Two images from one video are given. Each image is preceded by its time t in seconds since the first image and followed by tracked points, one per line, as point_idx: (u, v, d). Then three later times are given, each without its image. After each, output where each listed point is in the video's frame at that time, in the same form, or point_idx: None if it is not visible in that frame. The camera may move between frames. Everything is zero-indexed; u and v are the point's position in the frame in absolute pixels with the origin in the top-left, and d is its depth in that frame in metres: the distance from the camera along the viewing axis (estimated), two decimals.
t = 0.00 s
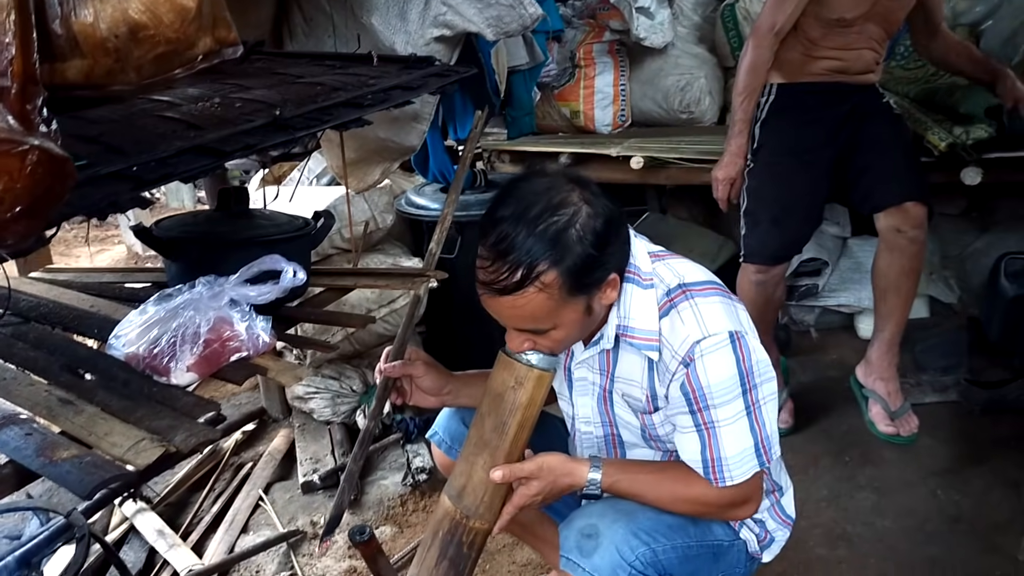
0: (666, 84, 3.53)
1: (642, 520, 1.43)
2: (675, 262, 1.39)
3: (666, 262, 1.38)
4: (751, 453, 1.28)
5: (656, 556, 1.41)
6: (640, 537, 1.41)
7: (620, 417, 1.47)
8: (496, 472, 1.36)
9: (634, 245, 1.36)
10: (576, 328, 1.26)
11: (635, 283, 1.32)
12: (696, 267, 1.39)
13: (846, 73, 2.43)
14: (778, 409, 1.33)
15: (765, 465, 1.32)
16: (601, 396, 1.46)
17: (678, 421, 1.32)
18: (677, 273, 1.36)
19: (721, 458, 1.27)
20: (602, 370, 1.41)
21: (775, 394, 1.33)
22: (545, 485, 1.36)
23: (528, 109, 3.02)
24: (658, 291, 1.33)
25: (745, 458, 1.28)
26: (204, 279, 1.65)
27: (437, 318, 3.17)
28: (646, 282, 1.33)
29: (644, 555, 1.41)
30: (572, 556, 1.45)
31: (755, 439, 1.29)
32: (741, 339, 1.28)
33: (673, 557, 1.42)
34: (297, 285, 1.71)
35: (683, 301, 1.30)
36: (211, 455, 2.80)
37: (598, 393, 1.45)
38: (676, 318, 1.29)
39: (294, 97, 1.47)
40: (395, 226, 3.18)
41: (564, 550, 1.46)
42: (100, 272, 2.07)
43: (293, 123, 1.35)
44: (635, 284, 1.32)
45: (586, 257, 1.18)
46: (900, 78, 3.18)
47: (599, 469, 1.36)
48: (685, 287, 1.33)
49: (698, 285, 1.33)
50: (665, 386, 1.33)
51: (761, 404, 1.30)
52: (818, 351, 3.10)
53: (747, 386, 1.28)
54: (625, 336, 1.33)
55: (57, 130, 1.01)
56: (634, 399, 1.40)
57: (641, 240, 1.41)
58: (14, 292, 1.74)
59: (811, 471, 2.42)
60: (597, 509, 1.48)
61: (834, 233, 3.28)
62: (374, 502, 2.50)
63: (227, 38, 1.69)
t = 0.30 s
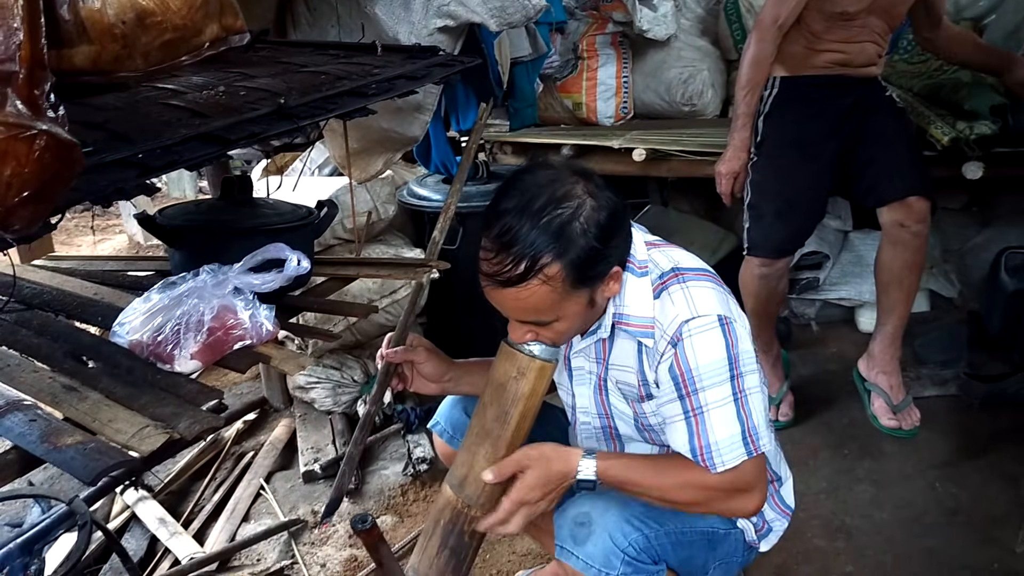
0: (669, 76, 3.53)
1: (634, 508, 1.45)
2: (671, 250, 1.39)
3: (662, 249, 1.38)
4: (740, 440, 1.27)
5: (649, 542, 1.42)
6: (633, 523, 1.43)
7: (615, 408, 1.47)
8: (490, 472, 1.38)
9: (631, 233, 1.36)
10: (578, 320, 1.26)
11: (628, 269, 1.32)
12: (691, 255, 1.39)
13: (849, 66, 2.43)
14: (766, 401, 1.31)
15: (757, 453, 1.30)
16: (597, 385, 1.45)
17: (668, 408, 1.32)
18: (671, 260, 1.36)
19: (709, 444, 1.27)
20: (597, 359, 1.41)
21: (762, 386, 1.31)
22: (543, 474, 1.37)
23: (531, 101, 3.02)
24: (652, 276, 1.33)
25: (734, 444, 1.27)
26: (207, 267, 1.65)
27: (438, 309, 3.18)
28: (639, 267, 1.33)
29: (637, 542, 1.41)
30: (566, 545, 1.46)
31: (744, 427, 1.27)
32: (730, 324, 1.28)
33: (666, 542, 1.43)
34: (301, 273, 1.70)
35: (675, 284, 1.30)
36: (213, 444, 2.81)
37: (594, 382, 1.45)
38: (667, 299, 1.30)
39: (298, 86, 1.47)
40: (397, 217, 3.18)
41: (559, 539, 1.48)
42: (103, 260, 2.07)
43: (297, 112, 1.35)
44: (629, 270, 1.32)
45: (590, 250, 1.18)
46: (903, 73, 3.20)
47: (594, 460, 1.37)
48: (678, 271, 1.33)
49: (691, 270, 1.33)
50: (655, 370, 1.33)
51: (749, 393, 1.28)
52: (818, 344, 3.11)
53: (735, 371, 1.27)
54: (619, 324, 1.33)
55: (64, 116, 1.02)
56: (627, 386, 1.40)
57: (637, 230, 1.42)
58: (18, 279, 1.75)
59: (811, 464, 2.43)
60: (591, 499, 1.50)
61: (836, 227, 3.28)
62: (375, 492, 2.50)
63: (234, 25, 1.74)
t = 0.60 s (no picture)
0: (673, 71, 3.52)
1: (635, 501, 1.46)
2: (678, 247, 1.37)
3: (666, 246, 1.35)
4: (677, 430, 1.24)
5: (651, 534, 1.43)
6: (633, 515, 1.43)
7: (610, 402, 1.46)
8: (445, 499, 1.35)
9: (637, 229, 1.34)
10: (586, 315, 1.26)
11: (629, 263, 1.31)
12: (696, 253, 1.37)
13: (853, 61, 2.42)
14: (722, 406, 1.28)
15: (686, 450, 1.26)
16: (595, 378, 1.45)
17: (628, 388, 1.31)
18: (675, 257, 1.33)
19: (643, 425, 1.25)
20: (596, 352, 1.41)
21: (724, 392, 1.28)
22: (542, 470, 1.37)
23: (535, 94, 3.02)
24: (653, 270, 1.31)
25: (669, 432, 1.24)
26: (212, 258, 1.66)
27: (441, 302, 3.19)
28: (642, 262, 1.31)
29: (638, 534, 1.42)
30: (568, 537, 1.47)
31: (688, 421, 1.25)
32: (717, 325, 1.26)
33: (668, 535, 1.43)
34: (305, 264, 1.71)
35: (674, 280, 1.29)
36: (215, 436, 2.81)
37: (592, 375, 1.45)
38: (663, 292, 1.29)
39: (303, 77, 1.48)
40: (400, 210, 3.18)
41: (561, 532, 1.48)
42: (107, 251, 2.08)
43: (302, 103, 1.36)
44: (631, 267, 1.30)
45: (597, 247, 1.18)
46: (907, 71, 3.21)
47: (482, 507, 1.34)
48: (680, 268, 1.31)
49: (694, 269, 1.32)
50: (633, 355, 1.32)
51: (708, 391, 1.27)
52: (820, 340, 3.11)
53: (703, 367, 1.25)
54: (617, 318, 1.31)
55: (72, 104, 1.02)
56: (620, 378, 1.39)
57: (644, 227, 1.40)
58: (23, 269, 1.75)
59: (812, 459, 2.43)
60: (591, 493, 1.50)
61: (839, 223, 3.28)
62: (377, 484, 2.51)
63: (241, 16, 1.79)
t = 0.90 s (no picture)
0: (681, 68, 3.51)
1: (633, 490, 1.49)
2: (687, 244, 1.37)
3: (675, 243, 1.36)
4: (684, 427, 1.24)
5: (647, 522, 1.46)
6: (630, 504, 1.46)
7: (617, 396, 1.46)
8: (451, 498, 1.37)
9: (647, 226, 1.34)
10: (596, 313, 1.26)
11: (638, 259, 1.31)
12: (705, 250, 1.37)
13: (861, 58, 2.41)
14: (730, 403, 1.29)
15: (692, 447, 1.27)
16: (601, 372, 1.45)
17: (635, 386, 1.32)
18: (684, 254, 1.33)
19: (650, 421, 1.25)
20: (603, 346, 1.41)
21: (733, 387, 1.29)
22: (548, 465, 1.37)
23: (542, 90, 3.02)
24: (662, 267, 1.31)
25: (675, 429, 1.24)
26: (221, 253, 1.67)
27: (448, 298, 3.19)
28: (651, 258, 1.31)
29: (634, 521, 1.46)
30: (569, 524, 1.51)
31: (694, 419, 1.25)
32: (726, 323, 1.26)
33: (665, 523, 1.46)
34: (314, 259, 1.72)
35: (683, 277, 1.29)
36: (223, 430, 2.83)
37: (598, 369, 1.45)
38: (671, 289, 1.28)
39: (311, 73, 1.48)
40: (407, 206, 3.19)
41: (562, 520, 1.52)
42: (116, 246, 2.09)
43: (311, 98, 1.36)
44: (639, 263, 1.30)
45: (609, 246, 1.18)
46: (914, 66, 3.18)
47: (490, 510, 1.35)
48: (689, 265, 1.31)
49: (703, 265, 1.31)
50: (641, 352, 1.32)
51: (715, 389, 1.27)
52: (827, 337, 3.11)
53: (711, 366, 1.25)
54: (624, 314, 1.31)
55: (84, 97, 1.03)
56: (626, 373, 1.40)
57: (654, 223, 1.40)
58: (33, 263, 1.77)
59: (818, 456, 2.43)
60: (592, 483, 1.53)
61: (846, 219, 3.26)
62: (384, 478, 2.52)
63: (251, 10, 1.80)
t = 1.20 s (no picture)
0: (689, 67, 3.51)
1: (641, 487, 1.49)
2: (697, 242, 1.37)
3: (685, 241, 1.36)
4: (693, 426, 1.25)
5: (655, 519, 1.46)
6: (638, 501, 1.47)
7: (625, 393, 1.47)
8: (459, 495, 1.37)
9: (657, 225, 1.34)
10: (606, 313, 1.27)
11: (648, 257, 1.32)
12: (715, 249, 1.37)
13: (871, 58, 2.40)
14: (740, 402, 1.29)
15: (702, 445, 1.27)
16: (609, 370, 1.46)
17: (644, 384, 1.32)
18: (694, 253, 1.34)
19: (659, 419, 1.25)
20: (611, 344, 1.42)
21: (742, 386, 1.29)
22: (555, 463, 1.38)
23: (552, 90, 3.02)
24: (672, 265, 1.32)
25: (684, 427, 1.24)
26: (232, 252, 1.68)
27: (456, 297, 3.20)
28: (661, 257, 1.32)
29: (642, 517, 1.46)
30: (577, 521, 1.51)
31: (704, 417, 1.25)
32: (736, 321, 1.26)
33: (672, 521, 1.47)
34: (324, 258, 1.74)
35: (692, 275, 1.29)
36: (233, 429, 2.84)
37: (607, 367, 1.46)
38: (681, 288, 1.29)
39: (322, 73, 1.49)
40: (416, 206, 3.20)
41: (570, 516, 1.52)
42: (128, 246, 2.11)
43: (321, 99, 1.37)
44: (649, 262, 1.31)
45: (621, 246, 1.19)
46: (923, 65, 3.16)
47: (500, 508, 1.36)
48: (699, 264, 1.31)
49: (713, 264, 1.32)
50: (651, 351, 1.33)
51: (725, 388, 1.27)
52: (836, 336, 3.10)
53: (720, 365, 1.25)
54: (634, 312, 1.32)
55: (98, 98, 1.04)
56: (635, 371, 1.40)
57: (665, 222, 1.40)
58: (46, 263, 1.78)
59: (828, 455, 2.42)
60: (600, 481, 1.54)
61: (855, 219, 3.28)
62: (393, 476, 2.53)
63: (263, 13, 1.83)
